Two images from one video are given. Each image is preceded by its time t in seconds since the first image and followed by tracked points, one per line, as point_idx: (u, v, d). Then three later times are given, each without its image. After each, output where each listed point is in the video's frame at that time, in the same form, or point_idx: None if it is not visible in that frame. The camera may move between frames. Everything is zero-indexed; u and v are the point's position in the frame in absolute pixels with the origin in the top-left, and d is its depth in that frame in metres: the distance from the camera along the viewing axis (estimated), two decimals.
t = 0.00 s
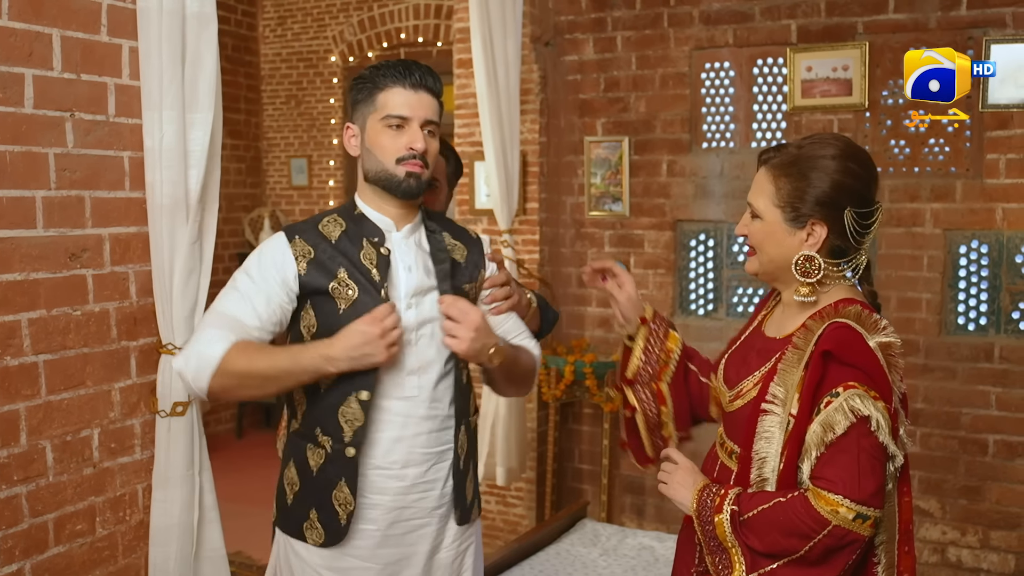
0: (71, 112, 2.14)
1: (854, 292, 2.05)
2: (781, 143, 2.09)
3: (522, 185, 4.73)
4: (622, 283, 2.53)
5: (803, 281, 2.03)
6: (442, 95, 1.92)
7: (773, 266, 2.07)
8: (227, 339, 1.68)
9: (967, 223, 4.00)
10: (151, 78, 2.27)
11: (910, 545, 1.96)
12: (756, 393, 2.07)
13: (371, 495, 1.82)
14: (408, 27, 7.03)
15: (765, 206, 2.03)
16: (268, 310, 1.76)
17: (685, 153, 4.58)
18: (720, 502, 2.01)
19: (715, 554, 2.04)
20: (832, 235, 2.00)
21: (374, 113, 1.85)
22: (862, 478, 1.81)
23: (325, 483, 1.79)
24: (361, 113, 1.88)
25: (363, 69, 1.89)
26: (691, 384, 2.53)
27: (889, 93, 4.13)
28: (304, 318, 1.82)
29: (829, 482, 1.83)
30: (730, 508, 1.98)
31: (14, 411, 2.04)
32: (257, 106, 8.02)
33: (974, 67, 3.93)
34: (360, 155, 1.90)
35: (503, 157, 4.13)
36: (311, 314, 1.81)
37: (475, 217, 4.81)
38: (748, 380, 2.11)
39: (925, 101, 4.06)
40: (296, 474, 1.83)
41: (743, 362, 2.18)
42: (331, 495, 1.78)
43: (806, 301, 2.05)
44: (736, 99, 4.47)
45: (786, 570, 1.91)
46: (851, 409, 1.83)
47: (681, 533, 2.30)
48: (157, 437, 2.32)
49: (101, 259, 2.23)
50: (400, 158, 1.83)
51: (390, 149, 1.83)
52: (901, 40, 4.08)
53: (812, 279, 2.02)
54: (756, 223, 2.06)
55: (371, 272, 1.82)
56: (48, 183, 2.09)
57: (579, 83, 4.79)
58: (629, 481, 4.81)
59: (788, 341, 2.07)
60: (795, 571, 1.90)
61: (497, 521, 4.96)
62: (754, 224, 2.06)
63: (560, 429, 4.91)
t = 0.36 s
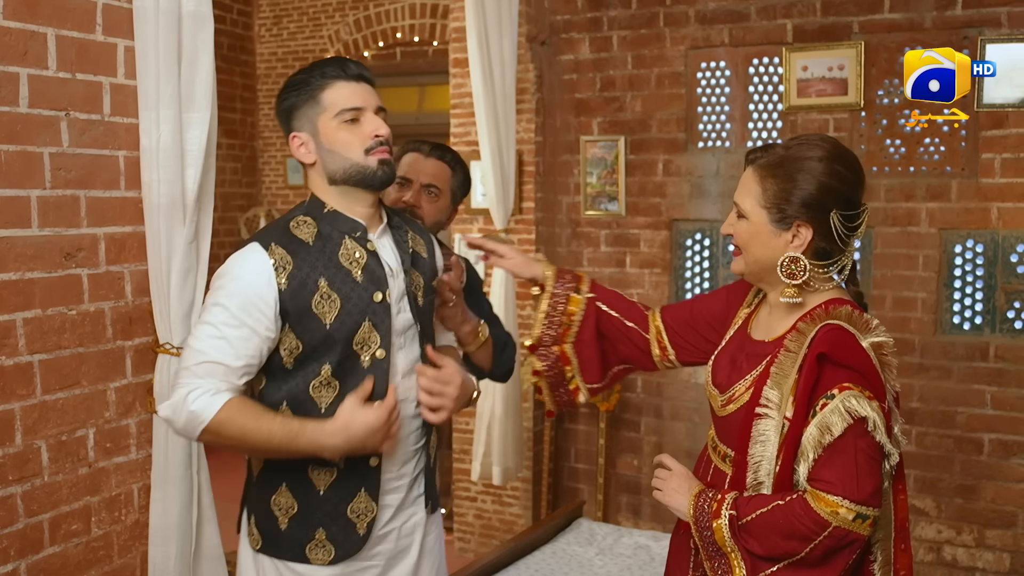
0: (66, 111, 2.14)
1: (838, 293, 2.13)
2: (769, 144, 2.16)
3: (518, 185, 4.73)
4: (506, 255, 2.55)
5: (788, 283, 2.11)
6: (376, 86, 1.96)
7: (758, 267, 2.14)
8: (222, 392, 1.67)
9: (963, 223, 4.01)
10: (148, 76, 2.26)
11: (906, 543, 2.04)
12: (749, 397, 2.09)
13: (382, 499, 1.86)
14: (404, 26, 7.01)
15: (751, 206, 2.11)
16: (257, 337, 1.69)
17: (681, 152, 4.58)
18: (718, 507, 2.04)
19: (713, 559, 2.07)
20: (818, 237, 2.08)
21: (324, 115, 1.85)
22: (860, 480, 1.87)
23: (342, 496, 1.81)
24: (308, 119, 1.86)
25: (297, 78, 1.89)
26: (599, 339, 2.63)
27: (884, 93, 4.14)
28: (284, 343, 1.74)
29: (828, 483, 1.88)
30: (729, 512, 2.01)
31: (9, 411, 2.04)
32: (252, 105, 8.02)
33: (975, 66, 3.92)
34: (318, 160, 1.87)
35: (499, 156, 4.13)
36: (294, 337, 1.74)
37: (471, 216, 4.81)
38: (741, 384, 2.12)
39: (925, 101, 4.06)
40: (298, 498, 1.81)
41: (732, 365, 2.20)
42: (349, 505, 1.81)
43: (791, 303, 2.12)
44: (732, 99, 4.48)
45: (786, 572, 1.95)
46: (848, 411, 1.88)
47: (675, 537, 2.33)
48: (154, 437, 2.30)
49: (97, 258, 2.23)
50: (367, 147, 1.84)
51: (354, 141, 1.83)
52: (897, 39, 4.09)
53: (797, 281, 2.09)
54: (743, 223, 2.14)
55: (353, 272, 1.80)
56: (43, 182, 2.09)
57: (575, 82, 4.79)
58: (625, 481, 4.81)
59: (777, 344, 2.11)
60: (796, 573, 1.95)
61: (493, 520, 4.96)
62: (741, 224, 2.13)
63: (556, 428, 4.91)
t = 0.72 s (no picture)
0: (63, 108, 2.14)
1: (814, 290, 2.17)
2: (749, 142, 2.20)
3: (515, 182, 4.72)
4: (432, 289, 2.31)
5: (764, 280, 2.14)
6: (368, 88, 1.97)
7: (735, 262, 2.16)
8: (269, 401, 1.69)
9: (960, 220, 4.01)
10: (142, 74, 2.26)
11: (910, 523, 2.08)
12: (745, 397, 2.08)
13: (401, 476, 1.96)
14: (401, 24, 6.88)
15: (731, 203, 2.14)
16: (272, 342, 1.70)
17: (678, 150, 4.58)
18: (725, 508, 2.04)
19: (724, 561, 2.06)
20: (796, 235, 2.12)
21: (329, 117, 1.84)
22: (867, 463, 1.92)
23: (367, 476, 1.90)
24: (309, 115, 1.84)
25: (295, 68, 1.84)
26: (538, 351, 2.58)
27: (881, 90, 4.14)
28: (297, 342, 1.78)
29: (836, 470, 1.92)
30: (737, 511, 2.01)
31: (6, 409, 2.03)
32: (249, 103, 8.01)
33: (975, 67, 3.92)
34: (312, 158, 1.86)
35: (497, 153, 4.13)
36: (306, 334, 1.78)
37: (468, 214, 4.80)
38: (735, 384, 2.12)
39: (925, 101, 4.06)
40: (323, 487, 1.85)
41: (718, 365, 2.20)
42: (375, 485, 1.90)
43: (767, 299, 2.15)
44: (729, 96, 4.48)
45: (801, 564, 1.98)
46: (850, 395, 1.92)
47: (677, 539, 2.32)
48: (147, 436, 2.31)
49: (93, 256, 2.22)
50: (366, 158, 1.90)
51: (356, 151, 1.87)
52: (894, 37, 4.09)
53: (773, 278, 2.13)
54: (720, 219, 2.16)
55: (347, 265, 1.83)
56: (40, 180, 2.08)
57: (572, 80, 4.79)
58: (622, 478, 4.82)
59: (762, 341, 2.13)
60: (811, 563, 1.97)
61: (490, 518, 4.96)
62: (719, 220, 2.16)
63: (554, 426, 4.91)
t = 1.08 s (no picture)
0: (60, 104, 2.13)
1: (810, 283, 2.17)
2: (744, 135, 2.21)
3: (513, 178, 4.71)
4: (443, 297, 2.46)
5: (759, 270, 2.13)
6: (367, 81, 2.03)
7: (731, 254, 2.17)
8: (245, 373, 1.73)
9: (958, 216, 4.02)
10: (135, 68, 2.25)
11: (904, 511, 2.07)
12: (742, 389, 2.09)
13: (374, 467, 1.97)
14: (399, 19, 6.86)
15: (726, 195, 2.14)
16: (253, 313, 1.75)
17: (676, 146, 4.58)
18: (724, 501, 2.03)
19: (722, 554, 2.06)
20: (790, 225, 2.12)
21: (334, 101, 1.90)
22: (865, 452, 1.92)
23: (339, 465, 1.91)
24: (315, 99, 1.89)
25: (303, 54, 1.90)
26: (548, 357, 2.59)
27: (879, 86, 4.15)
28: (276, 318, 1.81)
29: (835, 461, 1.91)
30: (736, 504, 2.01)
31: (4, 404, 2.03)
32: (247, 99, 8.00)
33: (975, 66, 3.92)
34: (315, 142, 1.90)
35: (495, 149, 4.12)
36: (285, 311, 1.81)
37: (466, 210, 4.80)
38: (731, 377, 2.13)
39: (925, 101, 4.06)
40: (293, 469, 1.87)
41: (716, 358, 2.20)
42: (348, 475, 1.91)
43: (762, 289, 2.15)
44: (727, 92, 4.47)
45: (799, 555, 1.98)
46: (847, 386, 1.93)
47: (673, 533, 2.31)
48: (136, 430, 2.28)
49: (91, 252, 2.22)
50: (366, 145, 1.95)
51: (356, 136, 1.92)
52: (892, 33, 4.09)
53: (768, 268, 2.12)
54: (715, 212, 2.17)
55: (332, 249, 1.86)
56: (37, 176, 2.08)
57: (570, 76, 4.79)
58: (620, 474, 4.82)
59: (760, 334, 2.14)
60: (809, 554, 1.97)
61: (489, 514, 4.96)
62: (714, 212, 2.17)
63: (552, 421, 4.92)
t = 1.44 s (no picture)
0: (58, 102, 2.13)
1: (809, 273, 2.17)
2: (736, 133, 2.21)
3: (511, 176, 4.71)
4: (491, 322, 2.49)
5: (757, 263, 2.14)
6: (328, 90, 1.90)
7: (730, 250, 2.16)
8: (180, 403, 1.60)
9: (956, 214, 4.02)
10: (136, 66, 2.24)
11: (902, 508, 2.08)
12: (738, 381, 2.09)
13: (323, 494, 1.80)
14: (398, 17, 6.84)
15: (723, 192, 2.14)
16: (196, 335, 1.60)
17: (674, 144, 4.58)
18: (718, 491, 2.04)
19: (716, 545, 2.05)
20: (788, 218, 2.11)
21: (289, 111, 1.77)
22: (859, 444, 1.91)
23: (287, 493, 1.72)
24: (270, 108, 1.76)
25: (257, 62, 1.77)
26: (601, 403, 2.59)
27: (878, 84, 4.15)
28: (222, 338, 1.65)
29: (827, 451, 1.91)
30: (730, 494, 2.02)
31: (2, 402, 2.03)
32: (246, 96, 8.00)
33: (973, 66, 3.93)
34: (269, 153, 1.76)
35: (493, 146, 4.12)
36: (232, 330, 1.65)
37: (464, 208, 4.80)
38: (728, 369, 2.14)
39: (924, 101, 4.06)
40: (238, 496, 1.68)
41: (714, 354, 2.21)
42: (295, 502, 1.73)
43: (761, 282, 2.15)
44: (725, 89, 4.47)
45: (793, 547, 1.97)
46: (841, 377, 1.93)
47: (671, 527, 2.32)
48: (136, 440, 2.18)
49: (89, 250, 2.22)
50: (323, 156, 1.81)
51: (312, 147, 1.79)
52: (891, 30, 4.09)
53: (767, 261, 2.12)
54: (713, 210, 2.16)
55: (283, 265, 1.70)
56: (35, 173, 2.08)
57: (569, 73, 4.78)
58: (618, 472, 4.83)
59: (757, 327, 2.14)
60: (802, 546, 1.96)
61: (487, 512, 4.97)
62: (712, 210, 2.16)
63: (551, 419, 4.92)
